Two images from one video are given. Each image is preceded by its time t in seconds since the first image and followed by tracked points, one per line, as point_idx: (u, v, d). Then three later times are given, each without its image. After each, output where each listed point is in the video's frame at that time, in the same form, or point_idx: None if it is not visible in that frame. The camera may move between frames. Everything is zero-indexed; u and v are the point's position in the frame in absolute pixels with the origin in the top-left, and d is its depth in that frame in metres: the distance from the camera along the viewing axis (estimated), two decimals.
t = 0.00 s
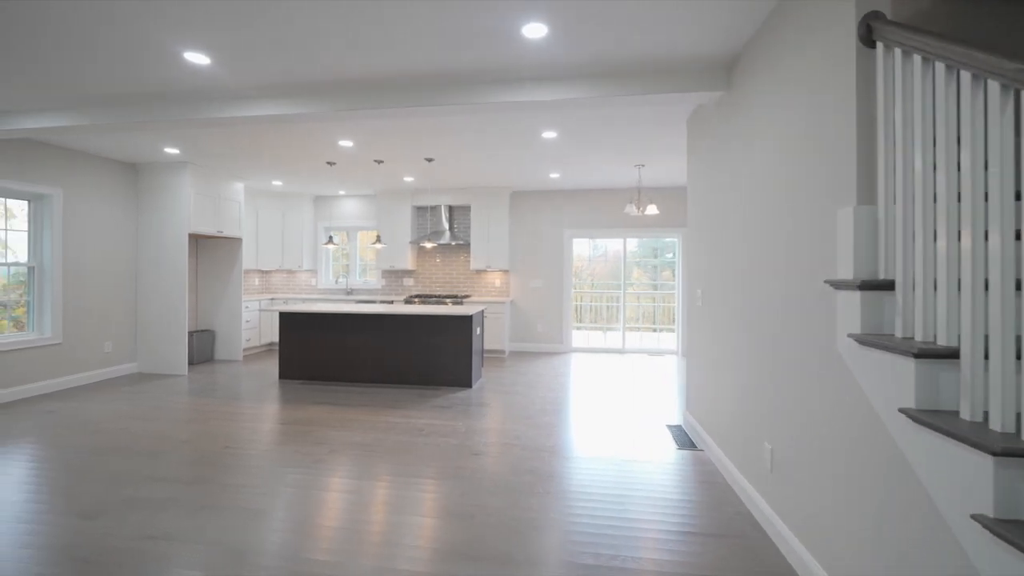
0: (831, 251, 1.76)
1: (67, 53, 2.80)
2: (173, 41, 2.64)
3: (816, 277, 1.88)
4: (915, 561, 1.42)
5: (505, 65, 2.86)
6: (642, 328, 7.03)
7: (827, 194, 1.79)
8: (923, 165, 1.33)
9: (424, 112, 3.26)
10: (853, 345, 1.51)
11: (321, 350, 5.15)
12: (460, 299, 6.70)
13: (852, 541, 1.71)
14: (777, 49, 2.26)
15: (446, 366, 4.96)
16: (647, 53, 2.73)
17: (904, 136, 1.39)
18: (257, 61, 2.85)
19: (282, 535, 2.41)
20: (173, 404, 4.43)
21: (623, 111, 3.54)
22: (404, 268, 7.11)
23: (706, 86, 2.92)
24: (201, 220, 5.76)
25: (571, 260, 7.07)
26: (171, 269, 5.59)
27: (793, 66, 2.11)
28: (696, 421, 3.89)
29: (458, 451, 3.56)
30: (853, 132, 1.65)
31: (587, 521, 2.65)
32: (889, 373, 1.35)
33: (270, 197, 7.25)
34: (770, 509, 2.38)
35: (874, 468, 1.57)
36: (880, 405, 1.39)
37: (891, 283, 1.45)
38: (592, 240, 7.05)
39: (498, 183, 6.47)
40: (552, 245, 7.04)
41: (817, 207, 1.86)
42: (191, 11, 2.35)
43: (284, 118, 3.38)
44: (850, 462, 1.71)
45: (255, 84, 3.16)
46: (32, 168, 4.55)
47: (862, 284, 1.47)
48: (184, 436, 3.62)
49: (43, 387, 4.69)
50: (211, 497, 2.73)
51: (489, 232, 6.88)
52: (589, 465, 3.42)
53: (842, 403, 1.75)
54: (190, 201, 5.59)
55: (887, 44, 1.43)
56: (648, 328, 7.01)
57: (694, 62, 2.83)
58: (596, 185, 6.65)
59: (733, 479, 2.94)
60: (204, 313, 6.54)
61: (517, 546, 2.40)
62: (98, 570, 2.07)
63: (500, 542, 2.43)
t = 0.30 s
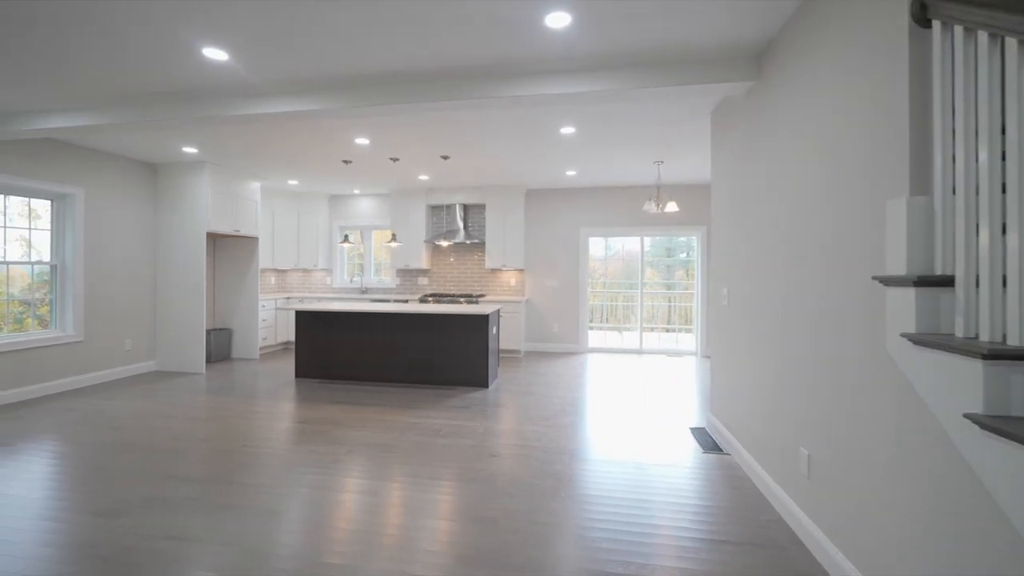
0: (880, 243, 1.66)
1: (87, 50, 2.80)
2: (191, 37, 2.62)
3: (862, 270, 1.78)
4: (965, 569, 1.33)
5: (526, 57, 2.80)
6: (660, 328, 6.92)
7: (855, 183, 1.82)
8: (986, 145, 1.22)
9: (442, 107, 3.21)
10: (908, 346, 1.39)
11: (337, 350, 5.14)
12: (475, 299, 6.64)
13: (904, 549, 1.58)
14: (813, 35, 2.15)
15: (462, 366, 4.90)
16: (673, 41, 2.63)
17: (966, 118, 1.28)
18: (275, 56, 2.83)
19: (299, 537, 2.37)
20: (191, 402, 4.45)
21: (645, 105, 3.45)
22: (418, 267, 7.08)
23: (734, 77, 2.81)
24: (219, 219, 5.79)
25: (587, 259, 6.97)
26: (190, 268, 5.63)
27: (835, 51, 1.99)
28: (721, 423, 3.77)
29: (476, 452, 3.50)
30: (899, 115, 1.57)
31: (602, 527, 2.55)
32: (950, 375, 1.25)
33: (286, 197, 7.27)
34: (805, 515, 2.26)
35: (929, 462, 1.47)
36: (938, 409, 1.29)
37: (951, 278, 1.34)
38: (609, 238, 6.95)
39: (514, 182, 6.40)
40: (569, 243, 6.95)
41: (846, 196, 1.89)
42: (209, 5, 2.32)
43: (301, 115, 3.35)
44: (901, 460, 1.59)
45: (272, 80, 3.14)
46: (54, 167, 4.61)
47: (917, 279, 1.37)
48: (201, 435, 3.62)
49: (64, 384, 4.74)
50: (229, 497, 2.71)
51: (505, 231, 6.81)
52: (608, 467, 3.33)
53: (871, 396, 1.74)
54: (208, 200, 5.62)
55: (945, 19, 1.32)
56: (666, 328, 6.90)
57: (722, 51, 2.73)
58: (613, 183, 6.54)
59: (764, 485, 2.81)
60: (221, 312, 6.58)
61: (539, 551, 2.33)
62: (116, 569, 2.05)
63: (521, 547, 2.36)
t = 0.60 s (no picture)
0: (943, 238, 1.54)
1: (107, 48, 2.80)
2: (209, 32, 2.60)
3: (920, 266, 1.65)
4: None
5: (548, 49, 2.71)
6: (679, 329, 6.78)
7: (880, 179, 1.86)
8: None
9: (460, 102, 3.14)
10: (975, 349, 1.28)
11: (352, 349, 5.11)
12: (490, 299, 6.58)
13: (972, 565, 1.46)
14: (858, 17, 2.03)
15: (478, 366, 4.84)
16: (702, 30, 2.53)
17: None
18: (292, 52, 2.79)
19: (317, 540, 2.33)
20: (209, 401, 4.46)
21: (669, 97, 3.34)
22: (433, 266, 7.05)
23: (766, 66, 2.69)
24: (237, 219, 5.81)
25: (605, 258, 6.86)
26: (207, 267, 5.66)
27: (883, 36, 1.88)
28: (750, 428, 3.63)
29: (494, 454, 3.43)
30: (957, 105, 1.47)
31: (618, 534, 2.46)
32: None
33: (302, 197, 7.29)
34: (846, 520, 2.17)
35: (965, 461, 1.49)
36: (1011, 417, 1.18)
37: None
38: (626, 237, 6.83)
39: (530, 180, 6.32)
40: (585, 242, 6.84)
41: (868, 194, 1.93)
42: None
43: (319, 111, 3.32)
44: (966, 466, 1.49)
45: (289, 76, 3.10)
46: (76, 167, 4.66)
47: (984, 277, 1.26)
48: (219, 434, 3.61)
49: (85, 382, 4.80)
50: (247, 498, 2.68)
51: (521, 230, 6.74)
52: (627, 471, 3.24)
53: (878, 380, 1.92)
54: (226, 199, 5.64)
55: None
56: (686, 329, 6.75)
57: (754, 39, 2.62)
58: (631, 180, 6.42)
59: (797, 493, 2.68)
60: (238, 311, 6.63)
61: (562, 558, 2.25)
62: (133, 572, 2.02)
63: (544, 553, 2.28)
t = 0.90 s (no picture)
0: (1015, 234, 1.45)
1: (127, 48, 2.80)
2: (227, 29, 2.57)
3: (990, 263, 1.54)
4: None
5: (570, 39, 2.63)
6: (699, 330, 6.63)
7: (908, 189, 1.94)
8: None
9: (480, 97, 3.08)
10: None
11: (369, 349, 5.09)
12: (506, 299, 6.52)
13: None
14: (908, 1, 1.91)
15: (495, 367, 4.78)
16: (734, 18, 2.43)
17: None
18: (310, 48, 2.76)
19: (336, 545, 2.28)
20: (228, 399, 4.47)
21: (694, 89, 3.23)
22: (449, 266, 7.01)
23: (801, 56, 2.58)
24: (254, 219, 5.83)
25: (622, 257, 6.74)
26: (226, 267, 5.69)
27: (942, 17, 1.75)
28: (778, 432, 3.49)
29: (513, 458, 3.36)
30: None
31: (644, 542, 2.37)
32: None
33: (318, 197, 7.32)
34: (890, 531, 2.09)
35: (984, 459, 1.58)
36: None
37: None
38: (644, 236, 6.70)
39: (547, 178, 6.24)
40: (603, 241, 6.73)
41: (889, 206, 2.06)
42: None
43: (337, 109, 3.29)
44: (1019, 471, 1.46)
45: (308, 73, 3.07)
46: (97, 168, 4.72)
47: None
48: (237, 434, 3.61)
49: (107, 380, 4.86)
50: (265, 500, 2.65)
51: (537, 228, 6.66)
52: (648, 475, 3.16)
53: (878, 376, 2.17)
54: (243, 199, 5.67)
55: None
56: (706, 330, 6.61)
57: (788, 27, 2.51)
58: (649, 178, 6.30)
59: (833, 501, 2.58)
60: (256, 310, 6.67)
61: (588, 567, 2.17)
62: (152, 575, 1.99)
63: (568, 562, 2.20)
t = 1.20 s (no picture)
0: None
1: (149, 47, 2.80)
2: (246, 25, 2.55)
3: None
4: None
5: (594, 30, 2.55)
6: (720, 331, 6.47)
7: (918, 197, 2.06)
8: None
9: (500, 92, 3.01)
10: None
11: (385, 349, 5.06)
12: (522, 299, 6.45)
13: None
14: None
15: (512, 368, 4.71)
16: (766, 5, 2.32)
17: None
18: (328, 44, 2.72)
19: (355, 549, 2.23)
20: (246, 399, 4.48)
21: (720, 80, 3.12)
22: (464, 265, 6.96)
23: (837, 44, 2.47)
24: (271, 219, 5.85)
25: (641, 256, 6.62)
26: (244, 266, 5.73)
27: None
28: (810, 438, 3.31)
29: (534, 461, 3.29)
30: None
31: (667, 553, 2.25)
32: None
33: (335, 197, 7.33)
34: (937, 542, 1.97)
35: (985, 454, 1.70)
36: None
37: None
38: (662, 235, 6.58)
39: (564, 176, 6.15)
40: (621, 240, 6.61)
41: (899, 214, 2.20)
42: None
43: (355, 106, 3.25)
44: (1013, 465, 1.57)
45: (326, 69, 3.04)
46: (120, 168, 4.78)
47: None
48: (256, 433, 3.60)
49: (129, 378, 4.92)
50: (283, 501, 2.62)
51: (553, 227, 6.57)
52: (668, 482, 3.03)
53: (880, 374, 2.37)
54: (261, 199, 5.69)
55: None
56: (728, 331, 6.44)
57: (824, 14, 2.40)
58: (669, 176, 6.16)
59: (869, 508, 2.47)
60: (273, 309, 6.71)
61: None
62: None
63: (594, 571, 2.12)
